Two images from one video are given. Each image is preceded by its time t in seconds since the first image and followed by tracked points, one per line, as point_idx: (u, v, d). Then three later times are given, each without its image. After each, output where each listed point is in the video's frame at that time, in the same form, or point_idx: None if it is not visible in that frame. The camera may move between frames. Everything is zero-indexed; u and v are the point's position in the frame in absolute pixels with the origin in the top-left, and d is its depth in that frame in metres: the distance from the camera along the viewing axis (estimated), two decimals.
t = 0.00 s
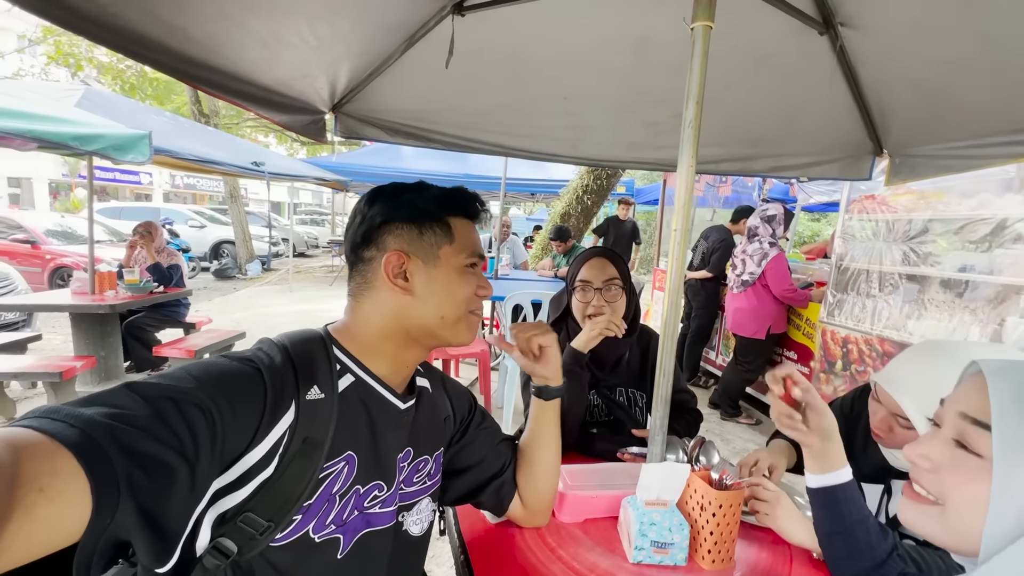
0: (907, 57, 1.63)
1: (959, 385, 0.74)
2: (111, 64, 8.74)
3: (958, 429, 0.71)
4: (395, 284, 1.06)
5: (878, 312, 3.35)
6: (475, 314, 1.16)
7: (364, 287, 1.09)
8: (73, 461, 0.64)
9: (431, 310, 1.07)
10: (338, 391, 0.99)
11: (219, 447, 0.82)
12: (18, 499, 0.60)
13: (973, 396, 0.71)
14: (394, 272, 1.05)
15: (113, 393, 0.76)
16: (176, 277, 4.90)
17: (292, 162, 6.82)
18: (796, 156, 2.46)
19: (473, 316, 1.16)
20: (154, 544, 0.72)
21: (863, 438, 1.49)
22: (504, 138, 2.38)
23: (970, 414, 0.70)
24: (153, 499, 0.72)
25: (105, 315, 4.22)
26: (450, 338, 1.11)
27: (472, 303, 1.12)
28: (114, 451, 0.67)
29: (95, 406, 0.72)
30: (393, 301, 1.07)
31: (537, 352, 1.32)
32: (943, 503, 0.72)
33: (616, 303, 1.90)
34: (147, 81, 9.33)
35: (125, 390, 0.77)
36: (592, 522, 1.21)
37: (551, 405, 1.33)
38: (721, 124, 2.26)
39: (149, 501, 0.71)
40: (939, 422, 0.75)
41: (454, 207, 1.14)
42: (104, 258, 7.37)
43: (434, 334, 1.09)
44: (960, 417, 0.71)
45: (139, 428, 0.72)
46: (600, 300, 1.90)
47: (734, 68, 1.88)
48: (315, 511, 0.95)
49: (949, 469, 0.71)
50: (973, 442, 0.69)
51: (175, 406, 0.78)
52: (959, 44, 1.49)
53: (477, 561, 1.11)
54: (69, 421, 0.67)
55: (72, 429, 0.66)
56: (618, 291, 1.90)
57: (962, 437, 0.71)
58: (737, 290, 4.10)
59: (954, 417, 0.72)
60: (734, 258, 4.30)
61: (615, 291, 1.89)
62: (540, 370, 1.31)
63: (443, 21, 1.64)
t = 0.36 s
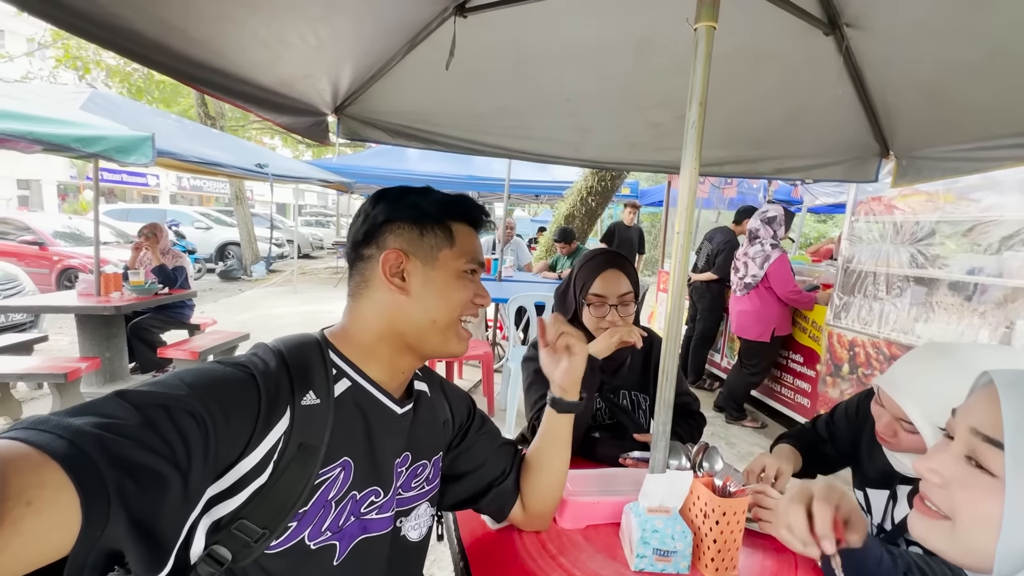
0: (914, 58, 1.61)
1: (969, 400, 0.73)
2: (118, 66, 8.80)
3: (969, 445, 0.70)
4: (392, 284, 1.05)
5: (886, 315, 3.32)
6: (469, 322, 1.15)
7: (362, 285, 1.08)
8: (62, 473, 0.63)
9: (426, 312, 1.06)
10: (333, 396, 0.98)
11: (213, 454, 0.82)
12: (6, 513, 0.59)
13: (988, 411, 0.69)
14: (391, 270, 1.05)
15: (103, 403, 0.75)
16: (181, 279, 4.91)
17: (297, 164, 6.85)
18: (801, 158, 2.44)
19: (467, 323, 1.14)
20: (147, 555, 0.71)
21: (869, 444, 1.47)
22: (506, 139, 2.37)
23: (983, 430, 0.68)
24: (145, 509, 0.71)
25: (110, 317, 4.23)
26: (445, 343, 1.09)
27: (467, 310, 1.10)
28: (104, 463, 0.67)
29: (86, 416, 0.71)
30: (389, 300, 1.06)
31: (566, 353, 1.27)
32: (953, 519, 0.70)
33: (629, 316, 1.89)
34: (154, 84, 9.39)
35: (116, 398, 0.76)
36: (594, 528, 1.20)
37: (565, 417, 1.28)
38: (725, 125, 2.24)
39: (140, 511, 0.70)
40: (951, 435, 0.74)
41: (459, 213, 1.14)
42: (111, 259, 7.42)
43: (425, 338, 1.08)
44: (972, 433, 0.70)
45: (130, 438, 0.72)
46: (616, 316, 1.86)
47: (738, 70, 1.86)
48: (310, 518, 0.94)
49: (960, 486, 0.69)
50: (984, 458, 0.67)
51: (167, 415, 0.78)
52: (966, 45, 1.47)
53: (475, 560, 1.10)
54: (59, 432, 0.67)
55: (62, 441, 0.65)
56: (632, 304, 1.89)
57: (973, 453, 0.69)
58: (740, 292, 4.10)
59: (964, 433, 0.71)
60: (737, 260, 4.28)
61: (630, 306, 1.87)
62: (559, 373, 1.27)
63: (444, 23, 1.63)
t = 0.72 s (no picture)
0: (909, 58, 1.62)
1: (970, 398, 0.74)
2: (114, 65, 8.76)
3: (965, 440, 0.71)
4: (395, 286, 1.05)
5: (883, 313, 3.33)
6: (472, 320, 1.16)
7: (363, 289, 1.09)
8: (67, 473, 0.64)
9: (430, 313, 1.06)
10: (334, 397, 0.99)
11: (215, 455, 0.82)
12: (12, 513, 0.60)
13: (984, 407, 0.70)
14: (394, 273, 1.05)
15: (106, 405, 0.75)
16: (178, 278, 4.91)
17: (294, 162, 6.83)
18: (797, 157, 2.44)
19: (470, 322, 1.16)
20: (150, 554, 0.72)
21: (864, 444, 1.48)
22: (505, 138, 2.37)
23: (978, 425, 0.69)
24: (150, 509, 0.71)
25: (108, 316, 4.22)
26: (449, 342, 1.10)
27: (470, 309, 1.11)
28: (108, 464, 0.67)
29: (90, 417, 0.72)
30: (392, 303, 1.06)
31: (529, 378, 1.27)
32: (946, 512, 0.72)
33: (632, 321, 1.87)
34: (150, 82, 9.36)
35: (119, 400, 0.76)
36: (593, 526, 1.21)
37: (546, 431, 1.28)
38: (722, 124, 2.24)
39: (144, 512, 0.70)
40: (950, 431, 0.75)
41: (457, 213, 1.14)
42: (107, 258, 7.39)
43: (431, 339, 1.08)
44: (968, 429, 0.71)
45: (134, 439, 0.72)
46: (622, 320, 1.83)
47: (736, 69, 1.87)
48: (311, 518, 0.95)
49: (956, 481, 0.70)
50: (979, 452, 0.68)
51: (170, 416, 0.78)
52: (961, 45, 1.48)
53: (473, 559, 1.09)
54: (63, 433, 0.67)
55: (67, 442, 0.66)
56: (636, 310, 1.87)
57: (969, 448, 0.70)
58: (735, 291, 4.10)
59: (963, 428, 0.72)
60: (732, 258, 4.28)
61: (635, 312, 1.85)
62: (523, 391, 1.28)
63: (443, 22, 1.64)
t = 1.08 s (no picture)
0: (908, 55, 1.62)
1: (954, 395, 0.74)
2: (113, 64, 8.74)
3: (953, 434, 0.71)
4: (379, 281, 1.05)
5: (882, 310, 3.33)
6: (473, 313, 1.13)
7: (355, 286, 1.10)
8: (70, 461, 0.64)
9: (417, 306, 1.05)
10: (335, 389, 0.98)
11: (216, 446, 0.82)
12: (16, 500, 0.60)
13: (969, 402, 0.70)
14: (376, 267, 1.05)
15: (107, 395, 0.75)
16: (177, 277, 4.89)
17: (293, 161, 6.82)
18: (796, 154, 2.44)
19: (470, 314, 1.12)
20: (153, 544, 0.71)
21: (869, 438, 1.48)
22: (503, 135, 2.36)
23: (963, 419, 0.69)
24: (152, 498, 0.71)
25: (107, 316, 4.21)
26: (442, 334, 1.07)
27: (463, 299, 1.08)
28: (110, 452, 0.67)
29: (91, 406, 0.72)
30: (379, 297, 1.06)
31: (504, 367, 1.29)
32: (938, 506, 0.71)
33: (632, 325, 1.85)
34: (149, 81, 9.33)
35: (121, 390, 0.76)
36: (594, 522, 1.21)
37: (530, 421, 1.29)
38: (721, 121, 2.24)
39: (147, 501, 0.70)
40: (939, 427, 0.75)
41: (445, 202, 1.12)
42: (106, 258, 7.37)
43: (424, 333, 1.07)
44: (955, 423, 0.71)
45: (137, 428, 0.72)
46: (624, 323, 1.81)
47: (734, 66, 1.86)
48: (312, 510, 0.95)
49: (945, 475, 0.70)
50: (965, 445, 0.68)
51: (170, 405, 0.78)
52: (960, 41, 1.47)
53: (475, 559, 1.10)
54: (66, 422, 0.67)
55: (70, 430, 0.66)
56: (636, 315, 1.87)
57: (955, 441, 0.70)
58: (737, 288, 4.10)
59: (949, 423, 0.72)
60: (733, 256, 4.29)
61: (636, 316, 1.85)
62: (498, 381, 1.29)
63: (440, 18, 1.63)
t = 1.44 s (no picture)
0: (908, 49, 1.60)
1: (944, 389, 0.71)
2: (116, 67, 8.78)
3: (942, 426, 0.68)
4: (359, 280, 1.06)
5: (886, 309, 3.30)
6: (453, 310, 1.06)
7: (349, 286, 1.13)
8: (65, 454, 0.63)
9: (389, 302, 1.03)
10: (333, 386, 0.98)
11: (211, 441, 0.81)
12: (9, 493, 0.59)
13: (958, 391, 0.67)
14: (357, 266, 1.07)
15: (103, 389, 0.75)
16: (179, 278, 4.90)
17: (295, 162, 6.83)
18: (795, 151, 2.43)
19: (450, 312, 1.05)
20: (146, 539, 0.71)
21: (874, 436, 1.46)
22: (502, 132, 2.36)
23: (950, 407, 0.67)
24: (146, 493, 0.70)
25: (109, 317, 4.21)
26: (420, 332, 1.03)
27: (438, 294, 1.03)
28: (104, 445, 0.67)
29: (88, 401, 0.72)
30: (361, 296, 1.07)
31: (503, 371, 1.29)
32: (934, 498, 0.69)
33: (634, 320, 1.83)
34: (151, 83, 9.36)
35: (117, 384, 0.76)
36: (594, 521, 1.19)
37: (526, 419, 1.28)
38: (720, 118, 2.23)
39: (140, 495, 0.70)
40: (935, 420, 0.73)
41: (424, 198, 1.09)
42: (109, 260, 7.39)
43: (397, 330, 1.03)
44: (942, 414, 0.68)
45: (131, 422, 0.72)
46: (625, 317, 1.80)
47: (733, 62, 1.85)
48: (307, 508, 0.94)
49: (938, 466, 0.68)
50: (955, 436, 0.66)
51: (166, 400, 0.78)
52: (961, 35, 1.46)
53: (473, 555, 1.07)
54: (60, 415, 0.67)
55: (63, 423, 0.65)
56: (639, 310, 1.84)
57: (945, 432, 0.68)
58: (744, 286, 4.08)
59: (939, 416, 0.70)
60: (739, 253, 4.26)
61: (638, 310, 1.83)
62: (496, 385, 1.26)
63: (437, 15, 1.63)
